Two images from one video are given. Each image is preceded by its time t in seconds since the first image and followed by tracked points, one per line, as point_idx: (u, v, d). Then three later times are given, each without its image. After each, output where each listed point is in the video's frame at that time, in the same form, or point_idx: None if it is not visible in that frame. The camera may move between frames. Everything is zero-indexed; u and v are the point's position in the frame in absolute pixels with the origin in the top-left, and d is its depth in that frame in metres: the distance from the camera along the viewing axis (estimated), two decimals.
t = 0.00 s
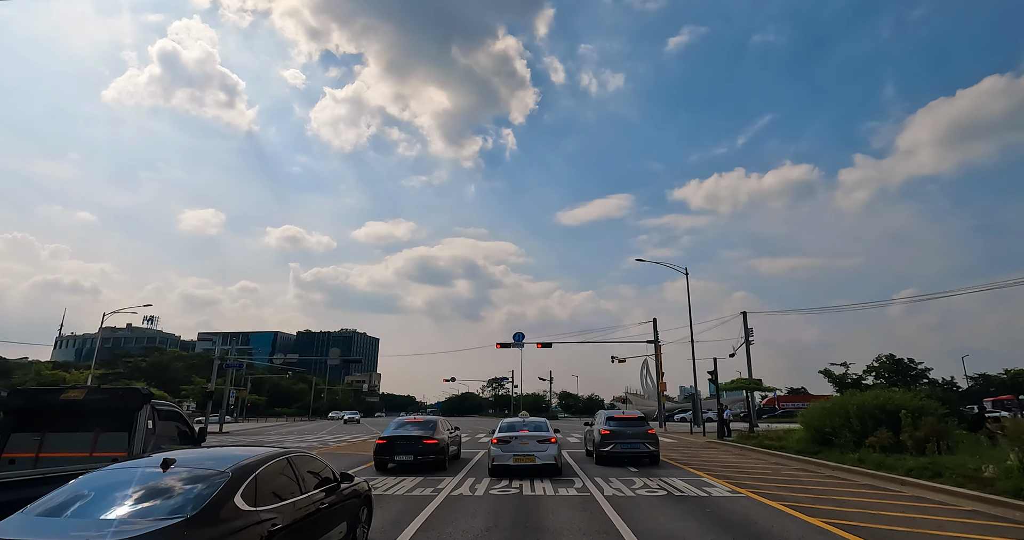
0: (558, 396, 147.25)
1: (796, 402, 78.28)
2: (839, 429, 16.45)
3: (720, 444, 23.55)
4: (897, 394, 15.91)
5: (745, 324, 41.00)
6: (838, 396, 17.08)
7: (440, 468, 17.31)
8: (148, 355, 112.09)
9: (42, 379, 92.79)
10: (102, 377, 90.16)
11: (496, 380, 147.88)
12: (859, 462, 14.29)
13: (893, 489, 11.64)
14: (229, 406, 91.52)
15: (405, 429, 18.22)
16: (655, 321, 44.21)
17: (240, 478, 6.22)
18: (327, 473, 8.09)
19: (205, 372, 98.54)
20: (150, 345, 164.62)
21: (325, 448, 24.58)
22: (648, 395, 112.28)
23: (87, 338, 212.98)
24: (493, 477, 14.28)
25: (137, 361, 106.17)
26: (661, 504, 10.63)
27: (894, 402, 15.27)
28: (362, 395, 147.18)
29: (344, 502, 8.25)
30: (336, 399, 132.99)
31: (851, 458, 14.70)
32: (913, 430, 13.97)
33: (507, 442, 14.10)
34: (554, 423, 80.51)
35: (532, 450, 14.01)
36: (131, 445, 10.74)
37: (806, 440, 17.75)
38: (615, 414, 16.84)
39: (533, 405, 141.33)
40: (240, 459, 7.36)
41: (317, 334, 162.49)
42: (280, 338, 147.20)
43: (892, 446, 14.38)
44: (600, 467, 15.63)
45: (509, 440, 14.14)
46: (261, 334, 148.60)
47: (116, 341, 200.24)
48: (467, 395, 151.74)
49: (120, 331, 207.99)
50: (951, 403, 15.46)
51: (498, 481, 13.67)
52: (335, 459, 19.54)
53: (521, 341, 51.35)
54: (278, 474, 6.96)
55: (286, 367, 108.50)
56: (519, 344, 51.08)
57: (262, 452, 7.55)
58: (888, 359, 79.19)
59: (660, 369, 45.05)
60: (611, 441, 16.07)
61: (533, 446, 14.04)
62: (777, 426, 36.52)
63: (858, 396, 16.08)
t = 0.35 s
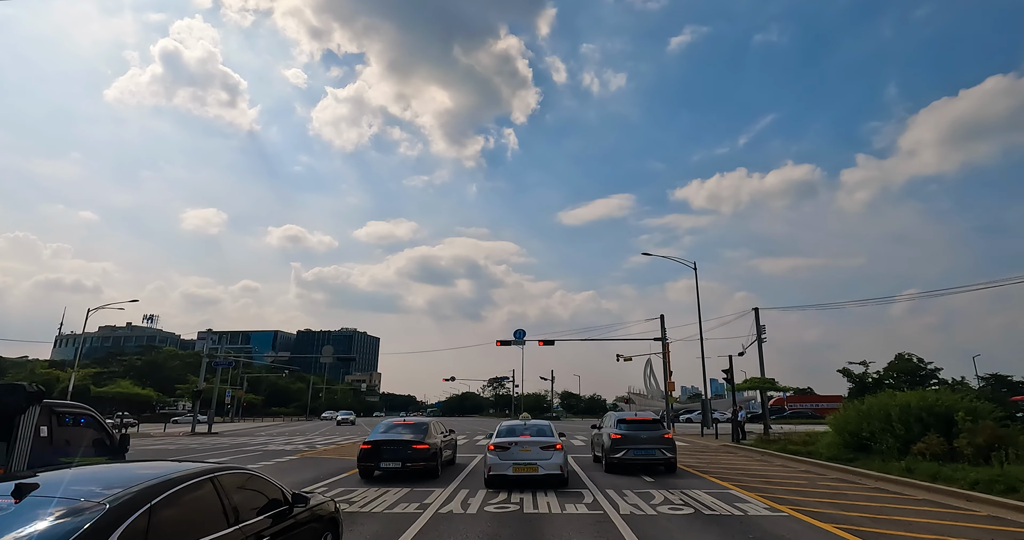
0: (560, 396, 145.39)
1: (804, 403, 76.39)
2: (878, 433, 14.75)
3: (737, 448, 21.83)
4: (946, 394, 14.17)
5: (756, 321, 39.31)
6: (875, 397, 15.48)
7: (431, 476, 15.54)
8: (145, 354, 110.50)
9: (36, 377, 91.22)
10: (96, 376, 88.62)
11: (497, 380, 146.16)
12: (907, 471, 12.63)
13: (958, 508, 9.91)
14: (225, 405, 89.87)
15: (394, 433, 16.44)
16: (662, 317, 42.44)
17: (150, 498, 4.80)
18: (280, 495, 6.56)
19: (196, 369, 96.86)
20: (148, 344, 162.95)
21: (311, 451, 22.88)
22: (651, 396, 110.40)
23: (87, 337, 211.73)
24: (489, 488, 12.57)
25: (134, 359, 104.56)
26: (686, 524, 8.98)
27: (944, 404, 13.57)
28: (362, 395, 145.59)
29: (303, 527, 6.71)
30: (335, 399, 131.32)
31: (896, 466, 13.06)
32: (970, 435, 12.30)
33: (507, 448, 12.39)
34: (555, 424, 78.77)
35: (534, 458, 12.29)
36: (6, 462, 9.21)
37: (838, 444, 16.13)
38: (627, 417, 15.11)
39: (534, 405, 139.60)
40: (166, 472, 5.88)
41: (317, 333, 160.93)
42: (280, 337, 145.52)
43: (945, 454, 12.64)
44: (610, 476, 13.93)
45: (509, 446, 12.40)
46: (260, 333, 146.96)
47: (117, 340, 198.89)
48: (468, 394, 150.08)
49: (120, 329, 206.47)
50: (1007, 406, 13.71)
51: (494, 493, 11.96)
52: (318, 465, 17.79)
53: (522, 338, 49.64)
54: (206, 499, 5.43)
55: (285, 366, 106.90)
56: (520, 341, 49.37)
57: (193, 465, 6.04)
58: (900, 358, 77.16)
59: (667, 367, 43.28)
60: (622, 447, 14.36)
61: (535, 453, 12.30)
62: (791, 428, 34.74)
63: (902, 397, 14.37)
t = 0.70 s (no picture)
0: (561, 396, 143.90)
1: (810, 403, 74.82)
2: (919, 437, 13.35)
3: (754, 452, 20.37)
4: (997, 395, 12.73)
5: (768, 317, 37.74)
6: (915, 398, 14.06)
7: (422, 485, 14.04)
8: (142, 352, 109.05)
9: (31, 375, 89.82)
10: (90, 374, 87.15)
11: (498, 379, 144.72)
12: (961, 482, 11.19)
13: None
14: (222, 404, 88.41)
15: (382, 437, 14.94)
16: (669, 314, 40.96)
17: (15, 530, 3.38)
18: (214, 524, 5.12)
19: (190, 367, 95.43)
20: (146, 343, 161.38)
21: (298, 455, 21.38)
22: (654, 396, 108.88)
23: (86, 336, 210.65)
24: (486, 502, 11.06)
25: (130, 357, 103.09)
26: None
27: (999, 407, 12.12)
28: (362, 395, 144.08)
29: None
30: (334, 398, 129.87)
31: (948, 477, 11.59)
32: None
33: (506, 456, 10.88)
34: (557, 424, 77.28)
35: (536, 468, 10.77)
36: None
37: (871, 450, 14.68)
38: (641, 419, 13.62)
39: (536, 405, 138.05)
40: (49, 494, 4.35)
41: (317, 331, 159.34)
42: (279, 336, 144.07)
43: (1003, 462, 11.24)
44: (622, 487, 12.45)
45: (509, 453, 10.92)
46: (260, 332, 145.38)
47: (116, 339, 197.53)
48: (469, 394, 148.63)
49: (120, 328, 204.95)
50: None
51: (491, 508, 10.44)
52: (301, 470, 16.29)
53: (523, 335, 48.13)
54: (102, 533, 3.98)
55: (283, 365, 105.40)
56: (521, 338, 47.89)
57: (99, 487, 4.60)
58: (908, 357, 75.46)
59: (673, 366, 41.74)
60: (636, 454, 12.89)
61: (538, 461, 10.79)
62: (805, 429, 33.25)
63: (948, 398, 12.95)
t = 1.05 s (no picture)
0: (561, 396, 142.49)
1: (817, 403, 73.45)
2: (964, 442, 12.12)
3: (771, 456, 19.11)
4: None
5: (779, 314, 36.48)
6: (957, 399, 12.82)
7: (412, 494, 12.81)
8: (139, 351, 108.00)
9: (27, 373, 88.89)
10: (86, 373, 86.13)
11: (499, 379, 143.52)
12: (1019, 495, 9.92)
13: None
14: (219, 404, 87.28)
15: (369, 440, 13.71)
16: (676, 311, 39.75)
17: None
18: None
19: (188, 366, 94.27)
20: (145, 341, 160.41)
21: (285, 458, 20.09)
22: (656, 395, 107.51)
23: (87, 335, 209.66)
24: (482, 516, 9.83)
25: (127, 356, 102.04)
26: None
27: None
28: (362, 394, 142.90)
29: None
30: (333, 397, 128.78)
31: (1002, 488, 10.35)
32: None
33: (505, 464, 9.65)
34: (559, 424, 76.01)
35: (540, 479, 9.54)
36: None
37: (909, 459, 13.39)
38: (653, 422, 12.37)
39: (537, 404, 136.81)
40: None
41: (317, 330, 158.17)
42: (279, 335, 142.96)
43: None
44: (636, 499, 11.17)
45: (508, 461, 9.69)
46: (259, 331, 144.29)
47: (117, 337, 196.45)
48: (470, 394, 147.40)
49: (120, 326, 203.93)
50: None
51: (488, 524, 9.18)
52: (283, 476, 14.98)
53: (524, 333, 46.83)
54: None
55: (282, 364, 104.22)
56: (522, 336, 46.58)
57: None
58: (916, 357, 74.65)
59: (680, 365, 40.48)
60: (650, 461, 11.60)
61: (541, 470, 9.57)
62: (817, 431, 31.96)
63: (998, 400, 11.72)
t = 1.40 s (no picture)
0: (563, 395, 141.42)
1: (823, 403, 72.33)
2: (1009, 447, 11.13)
3: (787, 459, 18.09)
4: None
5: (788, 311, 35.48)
6: (1002, 402, 11.82)
7: (403, 501, 11.80)
8: (137, 350, 107.23)
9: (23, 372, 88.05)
10: (83, 371, 85.36)
11: (500, 378, 142.53)
12: None
13: None
14: (217, 403, 86.42)
15: (358, 444, 12.72)
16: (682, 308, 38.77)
17: None
18: None
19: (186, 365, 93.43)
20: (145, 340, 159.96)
21: (272, 460, 19.11)
22: (659, 395, 106.34)
23: (87, 334, 209.05)
24: (476, 530, 8.84)
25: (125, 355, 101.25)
26: None
27: None
28: (362, 393, 141.90)
29: None
30: (333, 396, 128.01)
31: None
32: None
33: (503, 472, 8.70)
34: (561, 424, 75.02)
35: (543, 490, 8.60)
36: None
37: (945, 465, 12.42)
38: (667, 424, 11.37)
39: (539, 404, 135.77)
40: None
41: (317, 329, 157.27)
42: (279, 334, 142.03)
43: None
44: (649, 510, 10.09)
45: (507, 469, 8.74)
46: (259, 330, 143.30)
47: (118, 336, 195.94)
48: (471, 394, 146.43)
49: (121, 325, 203.35)
50: None
51: None
52: (266, 482, 13.98)
53: (526, 330, 45.79)
54: None
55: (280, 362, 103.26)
56: (524, 334, 45.54)
57: None
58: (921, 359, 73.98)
59: (686, 363, 39.43)
60: (665, 466, 10.58)
61: (544, 480, 8.63)
62: (828, 433, 30.96)
63: None
